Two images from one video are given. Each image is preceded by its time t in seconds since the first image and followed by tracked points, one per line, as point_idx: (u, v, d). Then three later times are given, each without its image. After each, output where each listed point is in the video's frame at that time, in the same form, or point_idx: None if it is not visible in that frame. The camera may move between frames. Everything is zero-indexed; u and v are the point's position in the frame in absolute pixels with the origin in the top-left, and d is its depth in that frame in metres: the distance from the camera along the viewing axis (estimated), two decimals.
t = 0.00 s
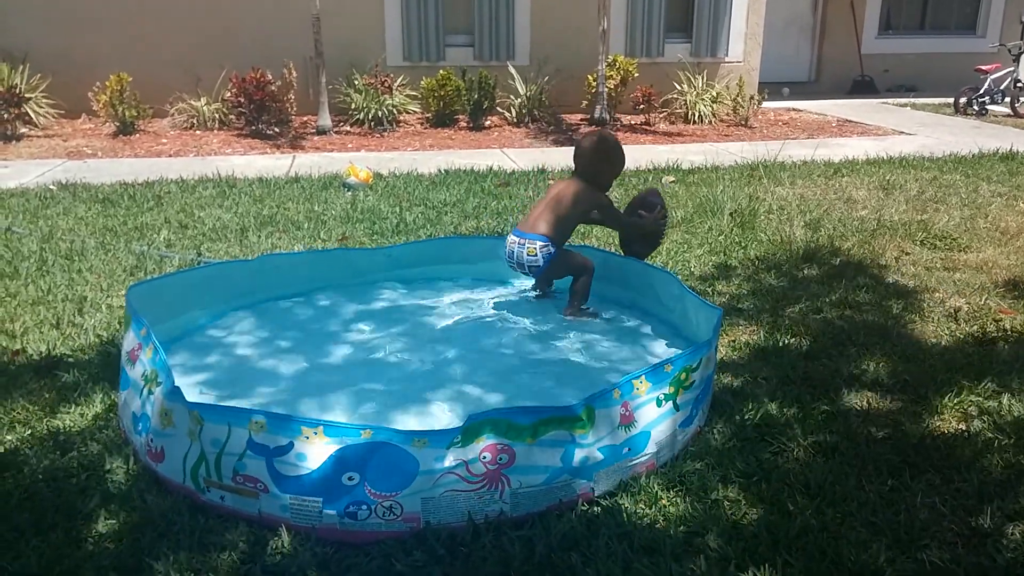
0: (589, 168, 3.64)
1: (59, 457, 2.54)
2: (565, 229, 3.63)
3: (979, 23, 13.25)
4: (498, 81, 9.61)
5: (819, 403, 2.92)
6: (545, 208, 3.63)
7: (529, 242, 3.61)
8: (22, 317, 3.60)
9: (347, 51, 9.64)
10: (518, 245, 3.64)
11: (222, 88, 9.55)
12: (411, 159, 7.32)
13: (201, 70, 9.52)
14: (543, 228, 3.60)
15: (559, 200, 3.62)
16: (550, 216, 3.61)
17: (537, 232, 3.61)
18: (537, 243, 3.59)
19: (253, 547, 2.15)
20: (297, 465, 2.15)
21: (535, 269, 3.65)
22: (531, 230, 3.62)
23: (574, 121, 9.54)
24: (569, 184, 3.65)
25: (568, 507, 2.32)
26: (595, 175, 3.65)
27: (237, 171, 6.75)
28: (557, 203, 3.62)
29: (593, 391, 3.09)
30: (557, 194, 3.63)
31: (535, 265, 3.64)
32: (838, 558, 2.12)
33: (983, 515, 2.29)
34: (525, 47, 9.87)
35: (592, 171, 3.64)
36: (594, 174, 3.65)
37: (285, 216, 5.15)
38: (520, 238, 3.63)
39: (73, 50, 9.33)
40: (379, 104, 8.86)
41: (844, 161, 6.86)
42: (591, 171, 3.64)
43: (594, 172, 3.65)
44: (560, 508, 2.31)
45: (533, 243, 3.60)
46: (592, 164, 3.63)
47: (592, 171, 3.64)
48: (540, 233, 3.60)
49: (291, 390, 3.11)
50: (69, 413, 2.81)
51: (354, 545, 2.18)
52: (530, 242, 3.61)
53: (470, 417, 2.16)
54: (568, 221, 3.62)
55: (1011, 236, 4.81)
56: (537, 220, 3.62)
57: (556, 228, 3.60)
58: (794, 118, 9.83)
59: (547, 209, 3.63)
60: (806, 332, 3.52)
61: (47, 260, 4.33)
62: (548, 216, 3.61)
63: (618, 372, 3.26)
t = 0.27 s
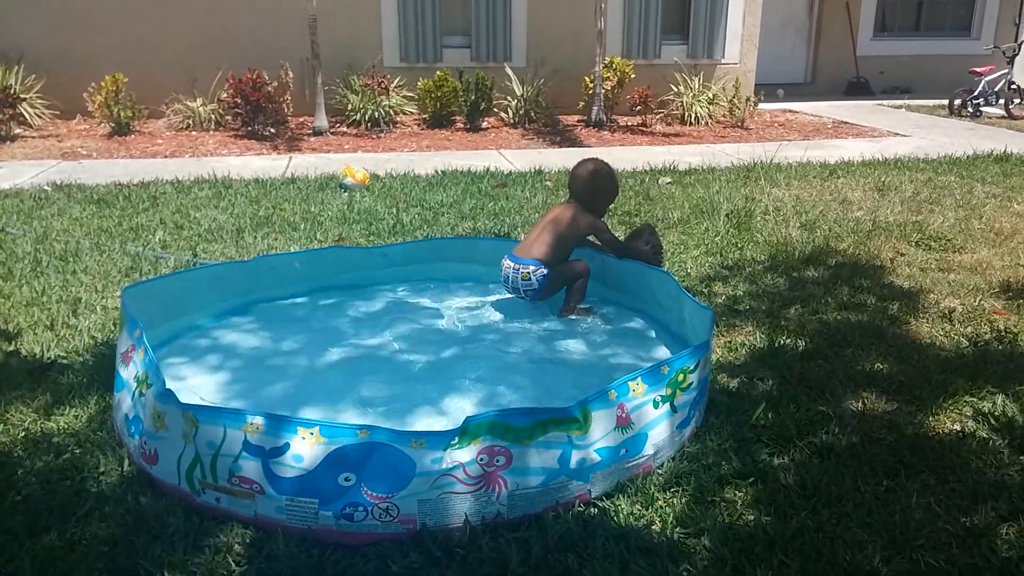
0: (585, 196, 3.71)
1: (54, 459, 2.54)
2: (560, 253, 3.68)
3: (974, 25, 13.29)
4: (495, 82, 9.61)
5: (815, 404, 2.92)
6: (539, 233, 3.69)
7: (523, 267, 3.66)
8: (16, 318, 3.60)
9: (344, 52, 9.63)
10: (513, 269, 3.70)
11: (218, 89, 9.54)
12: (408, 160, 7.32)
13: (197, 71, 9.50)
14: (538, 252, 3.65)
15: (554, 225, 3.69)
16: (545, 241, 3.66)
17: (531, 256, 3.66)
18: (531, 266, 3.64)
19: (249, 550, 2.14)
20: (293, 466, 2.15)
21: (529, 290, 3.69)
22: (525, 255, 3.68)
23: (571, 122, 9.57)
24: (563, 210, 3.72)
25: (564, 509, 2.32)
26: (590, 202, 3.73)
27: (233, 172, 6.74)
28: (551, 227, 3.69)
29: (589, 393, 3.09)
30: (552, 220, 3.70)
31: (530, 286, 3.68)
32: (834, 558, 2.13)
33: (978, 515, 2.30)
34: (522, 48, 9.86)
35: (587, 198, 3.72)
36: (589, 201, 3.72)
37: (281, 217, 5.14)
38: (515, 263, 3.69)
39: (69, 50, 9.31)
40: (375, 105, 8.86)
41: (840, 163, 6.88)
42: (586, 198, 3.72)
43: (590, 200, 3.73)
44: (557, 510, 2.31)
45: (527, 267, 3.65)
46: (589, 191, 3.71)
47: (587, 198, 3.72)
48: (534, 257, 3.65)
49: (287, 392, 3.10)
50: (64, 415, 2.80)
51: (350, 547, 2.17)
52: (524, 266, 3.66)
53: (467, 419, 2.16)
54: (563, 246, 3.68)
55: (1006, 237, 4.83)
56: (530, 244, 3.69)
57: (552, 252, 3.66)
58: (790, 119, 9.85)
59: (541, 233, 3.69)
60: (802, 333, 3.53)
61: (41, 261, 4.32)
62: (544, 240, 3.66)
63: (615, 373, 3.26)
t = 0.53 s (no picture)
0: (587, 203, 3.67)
1: (52, 460, 2.53)
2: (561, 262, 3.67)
3: (973, 28, 13.30)
4: (494, 84, 9.61)
5: (815, 407, 2.92)
6: (539, 241, 3.68)
7: (523, 276, 3.66)
8: (15, 319, 3.59)
9: (343, 54, 9.64)
10: (513, 279, 3.70)
11: (218, 91, 9.54)
12: (406, 162, 7.32)
13: (196, 73, 9.51)
14: (538, 261, 3.65)
15: (554, 234, 3.67)
16: (545, 250, 3.65)
17: (531, 265, 3.66)
18: (531, 276, 3.64)
19: (247, 551, 2.14)
20: (292, 468, 2.14)
21: (531, 299, 3.68)
22: (525, 264, 3.68)
23: (569, 124, 9.56)
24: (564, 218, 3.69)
25: (562, 510, 2.31)
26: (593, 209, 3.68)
27: (232, 174, 6.74)
28: (551, 236, 3.67)
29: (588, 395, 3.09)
30: (552, 228, 3.68)
31: (531, 295, 3.67)
32: (833, 561, 2.12)
33: (977, 518, 2.29)
34: (521, 49, 9.87)
35: (589, 206, 3.67)
36: (591, 208, 3.67)
37: (280, 218, 5.14)
38: (515, 273, 3.69)
39: (68, 52, 9.31)
40: (374, 107, 8.86)
41: (839, 165, 6.88)
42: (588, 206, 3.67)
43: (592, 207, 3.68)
44: (556, 512, 2.30)
45: (527, 277, 3.65)
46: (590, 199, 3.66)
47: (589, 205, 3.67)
48: (534, 266, 3.65)
49: (288, 393, 3.10)
50: (63, 416, 2.80)
51: (348, 548, 2.17)
52: (524, 275, 3.66)
53: (465, 421, 2.16)
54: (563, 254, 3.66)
55: (1005, 240, 4.83)
56: (530, 254, 3.68)
57: (552, 261, 3.64)
58: (789, 121, 9.86)
59: (541, 242, 3.68)
60: (801, 336, 3.52)
61: (40, 262, 4.32)
62: (544, 249, 3.66)
63: (614, 375, 3.26)
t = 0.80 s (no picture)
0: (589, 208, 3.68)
1: (53, 461, 2.53)
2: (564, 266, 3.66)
3: (974, 28, 13.30)
4: (494, 84, 9.60)
5: (816, 408, 2.91)
6: (542, 246, 3.69)
7: (526, 280, 3.66)
8: (15, 320, 3.59)
9: (343, 55, 9.63)
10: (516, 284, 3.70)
11: (217, 91, 9.53)
12: (407, 162, 7.31)
13: (196, 73, 9.50)
14: (541, 266, 3.65)
15: (557, 239, 3.67)
16: (548, 254, 3.65)
17: (534, 269, 3.66)
18: (534, 280, 3.64)
19: (247, 552, 2.13)
20: (293, 468, 2.14)
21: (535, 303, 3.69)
22: (528, 268, 3.68)
23: (569, 125, 9.54)
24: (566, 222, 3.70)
25: (563, 511, 2.31)
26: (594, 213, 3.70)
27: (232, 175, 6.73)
28: (554, 241, 3.67)
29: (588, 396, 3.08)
30: (554, 233, 3.68)
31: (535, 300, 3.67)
32: (834, 562, 2.12)
33: (978, 518, 2.29)
34: (521, 50, 9.88)
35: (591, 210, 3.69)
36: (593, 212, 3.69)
37: (280, 219, 5.13)
38: (518, 277, 3.69)
39: (68, 53, 9.31)
40: (374, 107, 8.85)
41: (840, 166, 6.87)
42: (589, 210, 3.69)
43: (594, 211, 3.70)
44: (556, 512, 2.30)
45: (530, 282, 3.65)
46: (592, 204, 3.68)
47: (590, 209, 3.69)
48: (538, 270, 3.65)
49: (289, 394, 3.09)
50: (63, 417, 2.79)
51: (349, 549, 2.16)
52: (527, 280, 3.66)
53: (466, 421, 2.15)
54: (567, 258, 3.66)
55: (1006, 241, 4.82)
56: (533, 258, 3.68)
57: (555, 265, 3.64)
58: (790, 122, 9.85)
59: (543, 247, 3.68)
60: (801, 337, 3.52)
61: (40, 263, 4.31)
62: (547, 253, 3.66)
63: (614, 376, 3.25)
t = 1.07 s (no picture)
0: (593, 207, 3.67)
1: (54, 460, 2.52)
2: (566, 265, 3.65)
3: (977, 27, 13.26)
4: (495, 84, 9.59)
5: (818, 408, 2.90)
6: (545, 244, 3.66)
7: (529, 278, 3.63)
8: (16, 320, 3.58)
9: (344, 55, 9.63)
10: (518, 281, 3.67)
11: (219, 91, 9.52)
12: (408, 162, 7.30)
13: (197, 73, 9.49)
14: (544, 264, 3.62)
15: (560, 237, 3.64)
16: (551, 253, 3.63)
17: (536, 267, 3.64)
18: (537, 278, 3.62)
19: (248, 552, 2.11)
20: (294, 468, 2.12)
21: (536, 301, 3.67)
22: (530, 266, 3.65)
23: (570, 125, 9.53)
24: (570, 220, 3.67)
25: (565, 512, 2.29)
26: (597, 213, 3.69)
27: (233, 175, 6.72)
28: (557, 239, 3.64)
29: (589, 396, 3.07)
30: (558, 231, 3.65)
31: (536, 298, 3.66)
32: (836, 562, 2.10)
33: (981, 519, 2.27)
34: (522, 50, 9.86)
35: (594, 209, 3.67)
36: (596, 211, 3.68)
37: (281, 219, 5.12)
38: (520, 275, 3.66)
39: (69, 53, 9.30)
40: (375, 107, 8.84)
41: (842, 165, 6.85)
42: (592, 209, 3.68)
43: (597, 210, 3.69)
44: (558, 512, 2.28)
45: (533, 279, 3.62)
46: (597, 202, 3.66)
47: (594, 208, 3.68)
48: (541, 269, 3.63)
49: (289, 394, 3.08)
50: (64, 416, 2.78)
51: (350, 549, 2.15)
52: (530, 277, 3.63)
53: (467, 421, 2.14)
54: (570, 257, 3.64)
55: (1010, 240, 4.80)
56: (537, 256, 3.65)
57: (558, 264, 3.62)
58: (792, 121, 9.83)
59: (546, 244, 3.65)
60: (804, 336, 3.50)
61: (42, 263, 4.31)
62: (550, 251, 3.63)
63: (616, 375, 3.24)
